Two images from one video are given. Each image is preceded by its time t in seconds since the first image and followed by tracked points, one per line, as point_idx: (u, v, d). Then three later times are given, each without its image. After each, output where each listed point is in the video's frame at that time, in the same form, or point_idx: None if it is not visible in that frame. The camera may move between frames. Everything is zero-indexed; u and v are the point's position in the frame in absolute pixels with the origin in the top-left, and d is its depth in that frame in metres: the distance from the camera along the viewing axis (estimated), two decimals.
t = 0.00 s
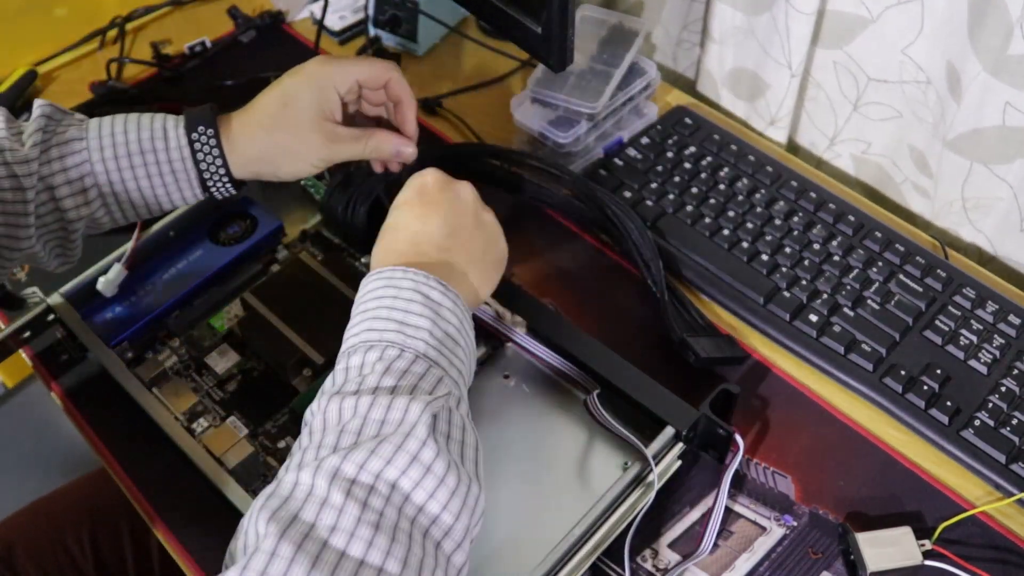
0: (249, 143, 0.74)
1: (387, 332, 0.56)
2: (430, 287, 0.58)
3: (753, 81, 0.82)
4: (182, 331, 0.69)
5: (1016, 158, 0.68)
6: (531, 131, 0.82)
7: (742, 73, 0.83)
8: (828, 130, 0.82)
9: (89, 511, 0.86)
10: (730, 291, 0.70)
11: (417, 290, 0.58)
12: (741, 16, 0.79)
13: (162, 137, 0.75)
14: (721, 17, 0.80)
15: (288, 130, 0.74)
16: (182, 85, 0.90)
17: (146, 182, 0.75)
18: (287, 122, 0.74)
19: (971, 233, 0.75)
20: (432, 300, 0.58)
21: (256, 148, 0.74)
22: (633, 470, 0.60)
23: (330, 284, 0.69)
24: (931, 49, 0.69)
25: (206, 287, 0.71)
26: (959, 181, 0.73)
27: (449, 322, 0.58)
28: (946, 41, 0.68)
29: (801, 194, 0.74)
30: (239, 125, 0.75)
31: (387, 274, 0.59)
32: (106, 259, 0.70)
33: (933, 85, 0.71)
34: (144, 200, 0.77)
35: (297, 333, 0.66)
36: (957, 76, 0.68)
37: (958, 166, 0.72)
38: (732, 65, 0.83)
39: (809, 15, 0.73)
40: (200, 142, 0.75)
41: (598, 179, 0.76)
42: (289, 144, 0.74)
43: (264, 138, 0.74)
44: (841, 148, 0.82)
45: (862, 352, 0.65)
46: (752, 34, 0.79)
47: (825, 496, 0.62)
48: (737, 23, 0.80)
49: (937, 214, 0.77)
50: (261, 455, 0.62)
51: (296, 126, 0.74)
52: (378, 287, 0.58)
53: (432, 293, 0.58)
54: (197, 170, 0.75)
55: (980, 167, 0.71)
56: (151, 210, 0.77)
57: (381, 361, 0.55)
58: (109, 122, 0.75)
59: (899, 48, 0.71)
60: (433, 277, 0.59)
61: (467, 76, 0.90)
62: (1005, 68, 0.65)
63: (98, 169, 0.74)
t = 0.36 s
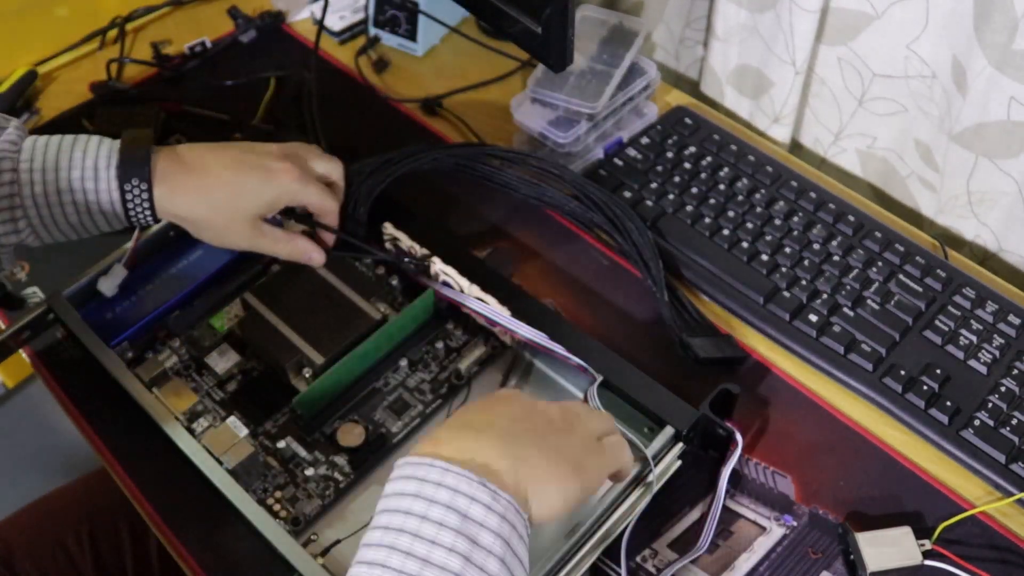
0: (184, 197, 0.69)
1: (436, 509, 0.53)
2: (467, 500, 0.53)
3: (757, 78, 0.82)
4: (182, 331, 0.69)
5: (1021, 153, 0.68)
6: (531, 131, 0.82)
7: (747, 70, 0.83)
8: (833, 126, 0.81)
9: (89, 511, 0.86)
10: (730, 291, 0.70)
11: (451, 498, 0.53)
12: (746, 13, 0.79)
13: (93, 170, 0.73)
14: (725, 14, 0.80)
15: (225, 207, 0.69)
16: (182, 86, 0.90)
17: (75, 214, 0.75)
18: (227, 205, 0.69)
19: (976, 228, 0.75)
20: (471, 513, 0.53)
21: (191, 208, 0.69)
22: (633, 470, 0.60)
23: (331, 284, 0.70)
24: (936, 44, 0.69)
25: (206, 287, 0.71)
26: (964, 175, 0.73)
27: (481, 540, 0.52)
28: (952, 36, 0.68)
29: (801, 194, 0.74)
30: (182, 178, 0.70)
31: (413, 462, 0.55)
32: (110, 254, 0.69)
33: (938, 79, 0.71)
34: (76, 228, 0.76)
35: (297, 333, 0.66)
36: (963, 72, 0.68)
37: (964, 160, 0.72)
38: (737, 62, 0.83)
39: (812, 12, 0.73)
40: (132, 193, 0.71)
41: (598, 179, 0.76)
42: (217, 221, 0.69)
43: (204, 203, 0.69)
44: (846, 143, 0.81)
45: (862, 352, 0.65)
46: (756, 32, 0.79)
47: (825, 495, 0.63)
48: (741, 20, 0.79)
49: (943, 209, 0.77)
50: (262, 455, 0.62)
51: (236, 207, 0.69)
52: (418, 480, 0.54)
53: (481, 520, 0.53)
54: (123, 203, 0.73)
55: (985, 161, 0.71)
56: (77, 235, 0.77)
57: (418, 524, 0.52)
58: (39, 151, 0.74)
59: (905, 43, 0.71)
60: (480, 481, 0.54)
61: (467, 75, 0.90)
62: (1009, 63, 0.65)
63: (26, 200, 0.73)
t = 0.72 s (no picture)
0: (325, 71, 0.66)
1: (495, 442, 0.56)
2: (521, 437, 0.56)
3: (757, 78, 0.82)
4: (182, 332, 0.69)
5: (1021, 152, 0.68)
6: (531, 131, 0.82)
7: (747, 70, 0.83)
8: (833, 126, 0.81)
9: (86, 512, 0.86)
10: (730, 291, 0.70)
11: (507, 428, 0.56)
12: (746, 13, 0.79)
13: (174, 41, 0.68)
14: (725, 14, 0.80)
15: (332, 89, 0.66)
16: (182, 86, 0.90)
17: (155, 94, 0.70)
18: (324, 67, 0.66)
19: (976, 228, 0.75)
20: (520, 439, 0.56)
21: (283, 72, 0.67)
22: (633, 471, 0.60)
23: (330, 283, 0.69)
24: (937, 43, 0.69)
25: (205, 286, 0.71)
26: (965, 175, 0.73)
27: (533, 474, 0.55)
28: (953, 35, 0.68)
29: (801, 194, 0.74)
30: (290, 36, 0.67)
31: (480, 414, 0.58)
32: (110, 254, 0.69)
33: (939, 79, 0.71)
34: (155, 110, 0.71)
35: (297, 333, 0.66)
36: (964, 71, 0.68)
37: (964, 159, 0.72)
38: (737, 62, 0.83)
39: (812, 12, 0.73)
40: (219, 50, 0.68)
41: (598, 179, 0.76)
42: (315, 91, 0.67)
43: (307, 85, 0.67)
44: (847, 143, 0.81)
45: (862, 352, 0.65)
46: (757, 32, 0.79)
47: (824, 495, 0.62)
48: (741, 20, 0.79)
49: (943, 209, 0.77)
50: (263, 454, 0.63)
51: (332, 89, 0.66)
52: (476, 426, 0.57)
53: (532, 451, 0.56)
54: (212, 88, 0.70)
55: (985, 161, 0.71)
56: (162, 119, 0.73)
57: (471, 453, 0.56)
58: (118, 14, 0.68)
59: (905, 43, 0.71)
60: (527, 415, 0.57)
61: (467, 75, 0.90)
62: (1010, 62, 0.65)
63: (99, 78, 0.69)
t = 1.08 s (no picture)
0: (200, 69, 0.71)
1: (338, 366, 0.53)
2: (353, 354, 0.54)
3: (759, 77, 0.82)
4: (182, 332, 0.69)
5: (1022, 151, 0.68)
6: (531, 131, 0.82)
7: (748, 69, 0.83)
8: (834, 125, 0.81)
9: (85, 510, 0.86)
10: (731, 291, 0.70)
11: (341, 355, 0.54)
12: (747, 12, 0.79)
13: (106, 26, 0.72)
14: (726, 14, 0.80)
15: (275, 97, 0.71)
16: (181, 86, 0.90)
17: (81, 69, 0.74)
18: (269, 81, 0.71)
19: (977, 227, 0.75)
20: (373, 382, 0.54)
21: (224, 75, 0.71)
22: (633, 470, 0.60)
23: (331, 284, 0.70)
24: (939, 42, 0.69)
25: (205, 287, 0.71)
26: (966, 174, 0.73)
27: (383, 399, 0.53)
28: (954, 34, 0.68)
29: (801, 194, 0.74)
30: None
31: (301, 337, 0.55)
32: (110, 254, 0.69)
33: (941, 78, 0.71)
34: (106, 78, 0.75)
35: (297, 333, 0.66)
36: (966, 69, 0.69)
37: (965, 158, 0.72)
38: (738, 62, 0.83)
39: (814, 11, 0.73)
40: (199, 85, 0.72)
41: (598, 179, 0.76)
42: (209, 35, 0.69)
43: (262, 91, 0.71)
44: (848, 142, 0.81)
45: (862, 352, 0.65)
46: (758, 31, 0.79)
47: (824, 495, 0.62)
48: (743, 19, 0.79)
49: (944, 206, 0.77)
50: (262, 454, 0.62)
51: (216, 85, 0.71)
52: (314, 357, 0.53)
53: (362, 369, 0.54)
54: (108, 51, 0.73)
55: (986, 160, 0.71)
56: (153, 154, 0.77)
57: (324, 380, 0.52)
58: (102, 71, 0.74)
59: (905, 42, 0.71)
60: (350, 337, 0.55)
61: (467, 75, 0.90)
62: (1012, 60, 0.65)
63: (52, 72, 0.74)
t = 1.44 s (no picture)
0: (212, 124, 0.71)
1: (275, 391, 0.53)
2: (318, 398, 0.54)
3: (759, 77, 0.82)
4: (183, 332, 0.69)
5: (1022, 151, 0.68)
6: (531, 131, 0.82)
7: (748, 69, 0.83)
8: (834, 125, 0.81)
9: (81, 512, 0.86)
10: (730, 291, 0.69)
11: (299, 391, 0.53)
12: (747, 12, 0.79)
13: None
14: (727, 13, 0.80)
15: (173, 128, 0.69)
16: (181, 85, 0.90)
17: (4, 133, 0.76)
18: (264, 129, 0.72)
19: (977, 226, 0.75)
20: (324, 409, 0.53)
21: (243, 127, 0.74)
22: (633, 470, 0.60)
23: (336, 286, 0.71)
24: (939, 42, 0.69)
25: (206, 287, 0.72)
26: (966, 173, 0.73)
27: (342, 447, 0.54)
28: (954, 34, 0.68)
29: (801, 194, 0.74)
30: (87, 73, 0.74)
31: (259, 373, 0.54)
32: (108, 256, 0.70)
33: (941, 77, 0.71)
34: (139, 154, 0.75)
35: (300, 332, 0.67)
36: (966, 69, 0.69)
37: (966, 158, 0.72)
38: (739, 61, 0.83)
39: (814, 11, 0.73)
40: (25, 86, 0.75)
41: (598, 179, 0.76)
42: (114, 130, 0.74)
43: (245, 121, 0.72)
44: (848, 141, 0.81)
45: (862, 352, 0.65)
46: (759, 31, 0.79)
47: (823, 496, 0.66)
48: (744, 19, 0.79)
49: (944, 206, 0.77)
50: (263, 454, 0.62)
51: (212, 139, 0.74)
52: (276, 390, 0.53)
53: (334, 418, 0.54)
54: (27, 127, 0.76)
55: (987, 159, 0.71)
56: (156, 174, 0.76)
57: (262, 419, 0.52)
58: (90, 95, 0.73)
59: (906, 42, 0.71)
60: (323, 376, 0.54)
61: (467, 75, 0.90)
62: (1012, 60, 0.65)
63: None
